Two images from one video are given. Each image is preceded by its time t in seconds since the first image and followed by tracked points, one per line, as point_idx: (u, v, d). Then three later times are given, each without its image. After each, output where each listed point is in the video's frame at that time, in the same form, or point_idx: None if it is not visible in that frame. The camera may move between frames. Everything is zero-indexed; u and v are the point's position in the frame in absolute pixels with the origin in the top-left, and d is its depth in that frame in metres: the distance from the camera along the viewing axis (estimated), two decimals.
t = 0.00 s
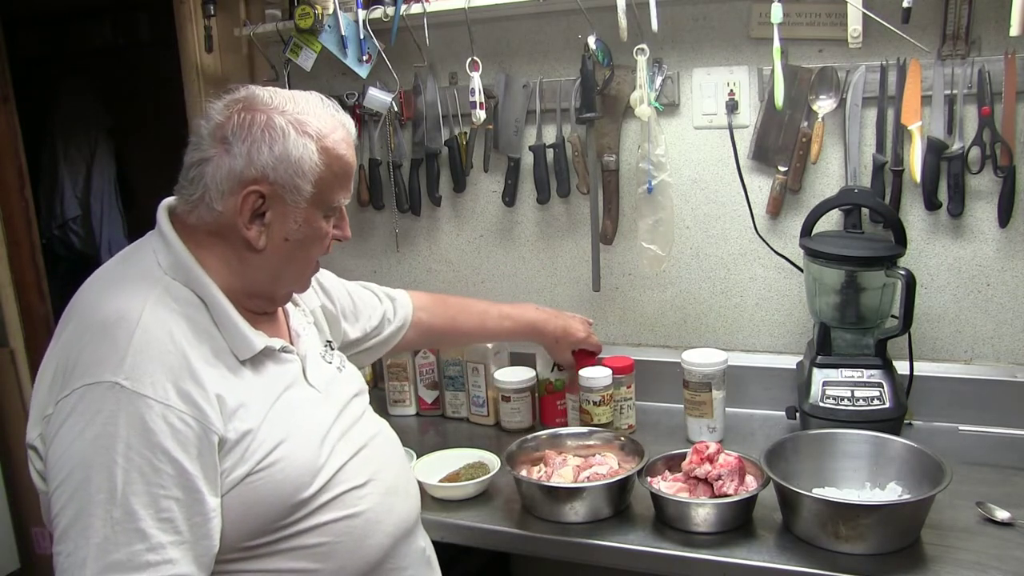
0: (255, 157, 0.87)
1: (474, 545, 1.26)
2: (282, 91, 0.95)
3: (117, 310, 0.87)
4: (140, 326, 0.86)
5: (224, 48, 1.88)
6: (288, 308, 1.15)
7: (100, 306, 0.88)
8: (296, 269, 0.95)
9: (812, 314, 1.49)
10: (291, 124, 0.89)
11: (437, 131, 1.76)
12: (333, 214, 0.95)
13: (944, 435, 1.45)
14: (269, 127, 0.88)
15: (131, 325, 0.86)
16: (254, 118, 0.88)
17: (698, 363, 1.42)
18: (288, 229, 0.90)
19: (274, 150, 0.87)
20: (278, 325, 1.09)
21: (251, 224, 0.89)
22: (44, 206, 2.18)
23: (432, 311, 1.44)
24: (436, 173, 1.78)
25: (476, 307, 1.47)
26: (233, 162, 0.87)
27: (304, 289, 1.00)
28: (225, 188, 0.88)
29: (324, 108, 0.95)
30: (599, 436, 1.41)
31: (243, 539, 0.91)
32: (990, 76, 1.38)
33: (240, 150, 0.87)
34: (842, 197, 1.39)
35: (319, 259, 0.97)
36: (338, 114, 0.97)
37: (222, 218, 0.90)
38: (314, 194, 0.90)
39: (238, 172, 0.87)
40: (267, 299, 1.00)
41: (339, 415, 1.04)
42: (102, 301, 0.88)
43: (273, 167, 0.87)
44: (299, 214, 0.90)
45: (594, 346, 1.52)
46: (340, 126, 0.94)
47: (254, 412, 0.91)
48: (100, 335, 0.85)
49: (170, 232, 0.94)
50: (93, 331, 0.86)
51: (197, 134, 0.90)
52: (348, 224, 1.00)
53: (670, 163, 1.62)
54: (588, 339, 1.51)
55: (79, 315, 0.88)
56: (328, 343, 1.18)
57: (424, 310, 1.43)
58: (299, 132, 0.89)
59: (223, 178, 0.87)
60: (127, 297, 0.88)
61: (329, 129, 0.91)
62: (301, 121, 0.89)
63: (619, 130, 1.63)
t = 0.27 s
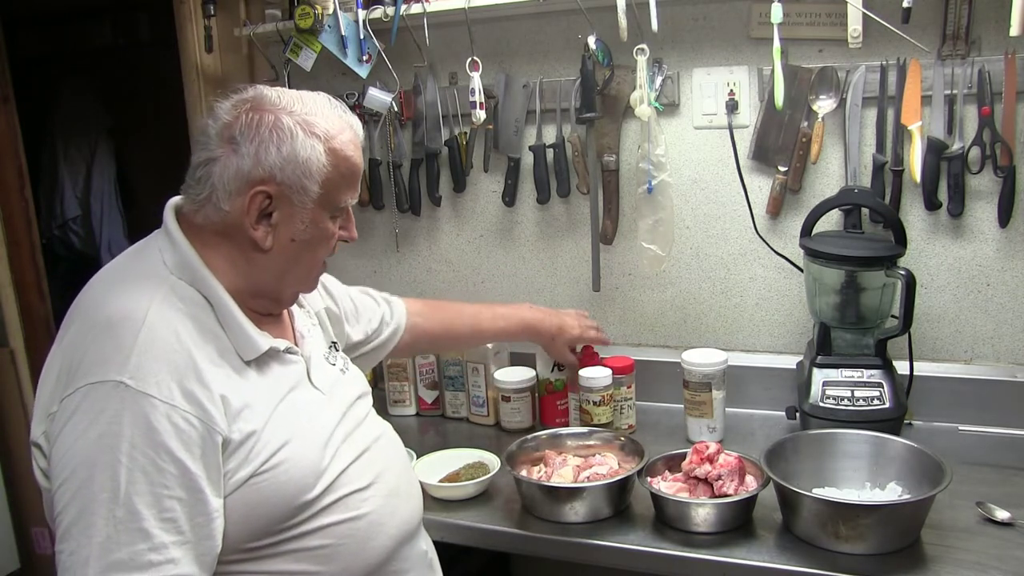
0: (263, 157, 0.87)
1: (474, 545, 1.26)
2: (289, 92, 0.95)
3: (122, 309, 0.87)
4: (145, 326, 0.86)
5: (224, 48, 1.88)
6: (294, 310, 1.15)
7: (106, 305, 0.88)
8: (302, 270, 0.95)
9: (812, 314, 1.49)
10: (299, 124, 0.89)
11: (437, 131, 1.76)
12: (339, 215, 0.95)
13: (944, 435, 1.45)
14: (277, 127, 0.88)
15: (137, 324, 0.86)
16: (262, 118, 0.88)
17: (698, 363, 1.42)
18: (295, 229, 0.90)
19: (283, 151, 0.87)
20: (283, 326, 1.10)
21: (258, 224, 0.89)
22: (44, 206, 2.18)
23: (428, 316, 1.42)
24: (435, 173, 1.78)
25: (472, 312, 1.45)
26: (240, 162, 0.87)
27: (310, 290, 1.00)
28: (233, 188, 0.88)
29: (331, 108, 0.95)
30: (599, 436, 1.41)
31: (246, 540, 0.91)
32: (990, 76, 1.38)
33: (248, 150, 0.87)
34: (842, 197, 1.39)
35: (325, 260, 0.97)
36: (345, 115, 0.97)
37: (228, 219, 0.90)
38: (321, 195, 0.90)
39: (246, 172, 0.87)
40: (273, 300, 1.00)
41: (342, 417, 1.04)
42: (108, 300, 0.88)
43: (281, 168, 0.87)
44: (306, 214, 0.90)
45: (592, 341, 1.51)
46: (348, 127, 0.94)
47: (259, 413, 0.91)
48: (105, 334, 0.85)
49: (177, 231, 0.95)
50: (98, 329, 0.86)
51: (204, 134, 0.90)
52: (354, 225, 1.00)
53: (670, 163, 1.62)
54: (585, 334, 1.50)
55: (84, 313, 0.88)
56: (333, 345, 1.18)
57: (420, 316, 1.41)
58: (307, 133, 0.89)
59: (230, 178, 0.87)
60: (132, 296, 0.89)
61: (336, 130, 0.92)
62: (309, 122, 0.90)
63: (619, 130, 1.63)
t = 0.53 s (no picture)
0: (267, 159, 0.87)
1: (474, 545, 1.26)
2: (292, 93, 0.95)
3: (125, 310, 0.87)
4: (148, 327, 0.86)
5: (224, 48, 1.88)
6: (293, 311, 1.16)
7: (108, 305, 0.88)
8: (304, 271, 0.95)
9: (811, 314, 1.49)
10: (302, 127, 0.89)
11: (437, 131, 1.76)
12: (341, 216, 0.95)
13: (944, 435, 1.45)
14: (281, 129, 0.88)
15: (139, 325, 0.86)
16: (265, 120, 0.88)
17: (698, 363, 1.42)
18: (298, 232, 0.91)
19: (287, 153, 0.87)
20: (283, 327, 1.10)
21: (262, 226, 0.89)
22: (44, 206, 2.18)
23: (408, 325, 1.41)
24: (435, 173, 1.78)
25: (448, 316, 1.42)
26: (244, 164, 0.87)
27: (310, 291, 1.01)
28: (236, 189, 0.87)
29: (334, 110, 0.95)
30: (599, 436, 1.41)
31: (248, 541, 0.91)
32: (990, 76, 1.38)
33: (252, 152, 0.87)
34: (842, 197, 1.39)
35: (326, 261, 0.97)
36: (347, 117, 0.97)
37: (231, 220, 0.90)
38: (323, 197, 0.90)
39: (249, 174, 0.87)
40: (274, 300, 1.00)
41: (342, 418, 1.04)
42: (110, 300, 0.88)
43: (285, 170, 0.87)
44: (309, 216, 0.90)
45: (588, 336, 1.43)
46: (351, 130, 0.94)
47: (261, 413, 0.91)
48: (107, 335, 0.85)
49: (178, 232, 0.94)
50: (101, 330, 0.86)
51: (206, 135, 0.90)
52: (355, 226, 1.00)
53: (670, 163, 1.62)
54: (579, 326, 1.42)
55: (86, 314, 0.88)
56: (330, 349, 1.18)
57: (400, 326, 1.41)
58: (311, 136, 0.89)
59: (233, 179, 0.87)
60: (134, 297, 0.88)
61: (339, 133, 0.92)
62: (313, 125, 0.90)
63: (619, 130, 1.63)
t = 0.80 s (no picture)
0: (255, 161, 0.87)
1: (474, 545, 1.26)
2: (281, 93, 0.95)
3: (115, 309, 0.87)
4: (138, 326, 0.86)
5: (224, 48, 1.88)
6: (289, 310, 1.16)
7: (99, 305, 0.88)
8: (296, 272, 0.95)
9: (812, 314, 1.49)
10: (290, 127, 0.89)
11: (437, 131, 1.76)
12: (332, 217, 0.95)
13: (944, 435, 1.45)
14: (269, 130, 0.88)
15: (129, 324, 0.86)
16: (253, 121, 0.88)
17: (698, 363, 1.42)
18: (288, 233, 0.91)
19: (274, 154, 0.87)
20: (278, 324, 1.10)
21: (251, 227, 0.90)
22: (44, 207, 2.18)
23: (420, 336, 1.41)
24: (436, 173, 1.78)
25: (463, 329, 1.42)
26: (233, 165, 0.87)
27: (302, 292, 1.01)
28: (224, 191, 0.87)
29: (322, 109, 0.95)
30: (599, 436, 1.41)
31: (241, 540, 0.91)
32: (990, 76, 1.38)
33: (240, 153, 0.87)
34: (842, 197, 1.39)
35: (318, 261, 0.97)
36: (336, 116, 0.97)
37: (220, 221, 0.90)
38: (313, 197, 0.90)
39: (238, 176, 0.87)
40: (266, 301, 1.00)
41: (337, 417, 1.04)
42: (101, 300, 0.89)
43: (273, 171, 0.87)
44: (298, 217, 0.90)
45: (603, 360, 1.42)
46: (340, 129, 0.94)
47: (252, 412, 0.91)
48: (98, 334, 0.85)
49: (169, 233, 0.94)
50: (91, 330, 0.86)
51: (195, 137, 0.90)
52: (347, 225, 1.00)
53: (669, 163, 1.62)
54: (595, 351, 1.41)
55: (77, 315, 0.88)
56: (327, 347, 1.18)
57: (412, 337, 1.40)
58: (299, 136, 0.89)
59: (223, 181, 0.87)
60: (125, 297, 0.89)
61: (328, 133, 0.91)
62: (301, 125, 0.90)
63: (619, 130, 1.63)
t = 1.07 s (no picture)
0: (239, 155, 0.87)
1: (475, 545, 1.26)
2: (269, 90, 0.95)
3: (107, 307, 0.87)
4: (130, 323, 0.86)
5: (224, 48, 1.88)
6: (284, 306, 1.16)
7: (91, 304, 0.88)
8: (286, 268, 0.95)
9: (812, 314, 1.49)
10: (275, 122, 0.89)
11: (437, 131, 1.76)
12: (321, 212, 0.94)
13: (944, 435, 1.45)
14: (253, 125, 0.88)
15: (120, 321, 0.86)
16: (238, 117, 0.88)
17: (698, 363, 1.42)
18: (274, 227, 0.90)
19: (258, 148, 0.87)
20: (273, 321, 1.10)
21: (237, 223, 0.89)
22: (44, 207, 2.18)
23: (423, 336, 1.41)
24: (436, 173, 1.78)
25: (466, 330, 1.43)
26: (218, 161, 0.87)
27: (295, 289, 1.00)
28: (211, 186, 0.88)
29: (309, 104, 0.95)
30: (599, 436, 1.41)
31: (237, 536, 0.91)
32: (990, 76, 1.38)
33: (224, 149, 0.87)
34: (842, 197, 1.39)
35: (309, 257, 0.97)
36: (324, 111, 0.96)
37: (208, 218, 0.90)
38: (300, 191, 0.90)
39: (223, 171, 0.87)
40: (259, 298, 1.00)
41: (333, 413, 1.04)
42: (92, 299, 0.89)
43: (256, 165, 0.87)
44: (285, 212, 0.90)
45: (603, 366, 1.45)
46: (326, 122, 0.94)
47: (245, 408, 0.91)
48: (89, 332, 0.85)
49: (160, 232, 0.95)
50: (83, 328, 0.86)
51: (183, 135, 0.91)
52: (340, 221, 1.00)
53: (669, 163, 1.62)
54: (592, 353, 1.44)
55: (70, 313, 0.89)
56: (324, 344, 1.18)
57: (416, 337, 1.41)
58: (283, 130, 0.89)
59: (208, 177, 0.87)
60: (117, 295, 0.89)
61: (315, 127, 0.91)
62: (285, 120, 0.89)
63: (619, 130, 1.63)
